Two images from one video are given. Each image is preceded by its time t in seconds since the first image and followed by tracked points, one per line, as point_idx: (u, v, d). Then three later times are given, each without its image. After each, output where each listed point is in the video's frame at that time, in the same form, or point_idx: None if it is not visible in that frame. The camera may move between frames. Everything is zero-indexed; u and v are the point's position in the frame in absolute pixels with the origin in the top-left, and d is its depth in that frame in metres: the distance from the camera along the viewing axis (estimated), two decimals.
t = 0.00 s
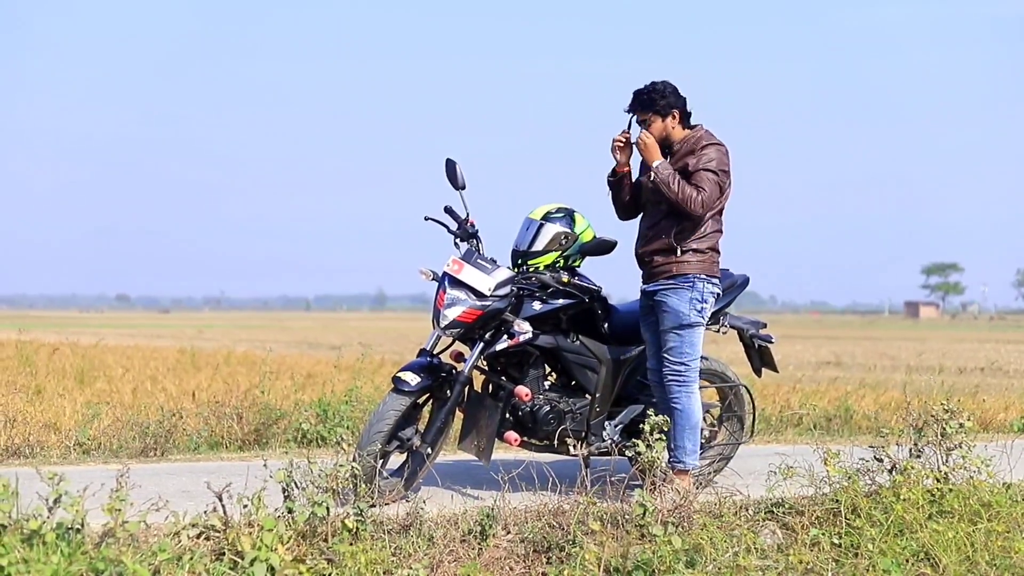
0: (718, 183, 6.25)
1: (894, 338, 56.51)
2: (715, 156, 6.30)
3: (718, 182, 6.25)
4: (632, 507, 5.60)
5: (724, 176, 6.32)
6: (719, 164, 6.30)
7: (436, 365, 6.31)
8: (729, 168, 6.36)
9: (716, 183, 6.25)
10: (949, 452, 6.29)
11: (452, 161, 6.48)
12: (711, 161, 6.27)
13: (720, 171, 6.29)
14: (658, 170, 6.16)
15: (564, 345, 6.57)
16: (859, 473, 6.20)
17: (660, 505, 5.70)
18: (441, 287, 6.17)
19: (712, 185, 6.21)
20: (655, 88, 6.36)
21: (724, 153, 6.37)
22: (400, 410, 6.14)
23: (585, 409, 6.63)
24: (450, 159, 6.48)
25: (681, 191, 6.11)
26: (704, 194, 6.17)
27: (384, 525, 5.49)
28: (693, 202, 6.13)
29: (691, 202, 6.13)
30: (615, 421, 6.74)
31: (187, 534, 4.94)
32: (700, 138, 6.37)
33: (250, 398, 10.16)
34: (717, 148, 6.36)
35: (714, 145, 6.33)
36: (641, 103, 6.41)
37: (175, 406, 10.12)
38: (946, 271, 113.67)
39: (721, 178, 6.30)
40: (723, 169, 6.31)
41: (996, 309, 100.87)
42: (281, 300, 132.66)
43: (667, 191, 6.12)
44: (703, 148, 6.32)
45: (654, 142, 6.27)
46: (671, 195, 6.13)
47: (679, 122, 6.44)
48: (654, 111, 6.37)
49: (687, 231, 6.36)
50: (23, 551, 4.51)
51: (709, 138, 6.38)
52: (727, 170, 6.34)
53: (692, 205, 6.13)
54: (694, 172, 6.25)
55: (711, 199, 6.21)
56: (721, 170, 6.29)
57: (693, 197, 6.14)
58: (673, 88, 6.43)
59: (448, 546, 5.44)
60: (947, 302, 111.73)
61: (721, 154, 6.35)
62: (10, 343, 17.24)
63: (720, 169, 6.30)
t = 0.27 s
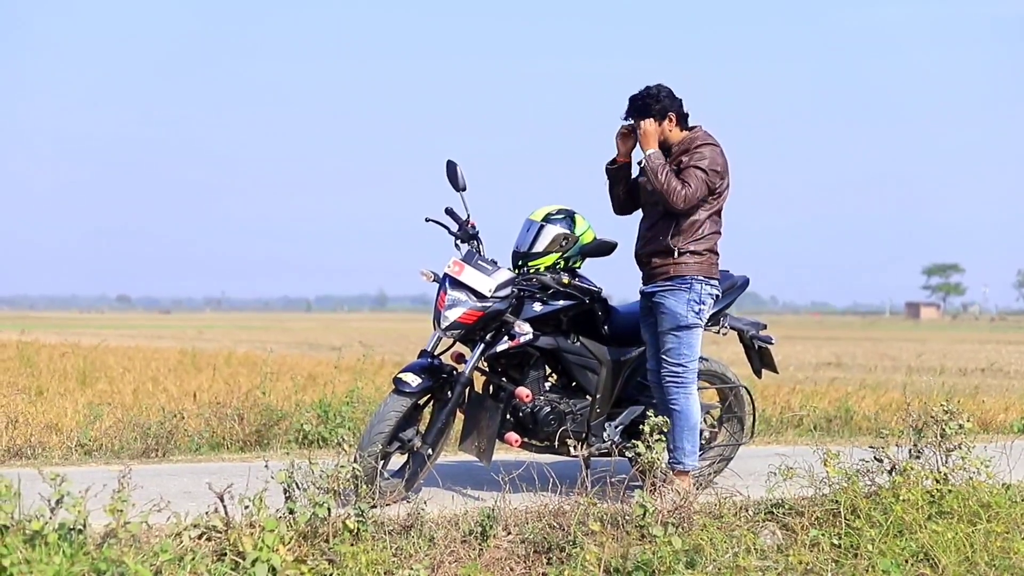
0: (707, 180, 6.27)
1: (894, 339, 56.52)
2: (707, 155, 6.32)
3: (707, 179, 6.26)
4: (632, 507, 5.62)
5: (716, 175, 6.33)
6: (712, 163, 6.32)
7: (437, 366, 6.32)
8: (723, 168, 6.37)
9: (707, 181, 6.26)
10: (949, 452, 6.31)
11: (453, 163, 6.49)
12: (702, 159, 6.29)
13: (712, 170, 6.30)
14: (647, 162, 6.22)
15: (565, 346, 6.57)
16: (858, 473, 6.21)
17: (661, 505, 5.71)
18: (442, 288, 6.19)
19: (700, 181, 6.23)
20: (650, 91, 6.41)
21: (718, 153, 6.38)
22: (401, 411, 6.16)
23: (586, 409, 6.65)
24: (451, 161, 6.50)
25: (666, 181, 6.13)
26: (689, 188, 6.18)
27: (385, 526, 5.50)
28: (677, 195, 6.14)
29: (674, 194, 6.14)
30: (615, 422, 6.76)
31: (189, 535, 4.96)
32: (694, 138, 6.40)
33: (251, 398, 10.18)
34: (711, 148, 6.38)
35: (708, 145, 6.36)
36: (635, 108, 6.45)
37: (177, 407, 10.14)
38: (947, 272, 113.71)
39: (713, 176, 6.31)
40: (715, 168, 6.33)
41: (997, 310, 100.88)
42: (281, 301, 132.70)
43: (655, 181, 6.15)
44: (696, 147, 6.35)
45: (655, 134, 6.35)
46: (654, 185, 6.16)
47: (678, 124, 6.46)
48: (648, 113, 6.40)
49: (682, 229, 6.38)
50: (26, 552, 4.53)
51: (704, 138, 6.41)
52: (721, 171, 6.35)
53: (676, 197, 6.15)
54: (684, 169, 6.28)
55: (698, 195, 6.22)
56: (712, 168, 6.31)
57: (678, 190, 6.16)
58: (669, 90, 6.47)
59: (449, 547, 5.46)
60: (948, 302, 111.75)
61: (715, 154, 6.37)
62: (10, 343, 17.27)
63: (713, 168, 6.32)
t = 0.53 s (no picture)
0: (707, 183, 6.28)
1: (895, 338, 56.52)
2: (706, 158, 6.33)
3: (707, 183, 6.28)
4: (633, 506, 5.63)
5: (715, 178, 6.35)
6: (711, 166, 6.33)
7: (438, 366, 6.33)
8: (721, 169, 6.38)
9: (706, 184, 6.28)
10: (949, 452, 6.31)
11: (454, 163, 6.50)
12: (701, 163, 6.30)
13: (711, 173, 6.31)
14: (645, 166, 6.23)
15: (565, 346, 6.58)
16: (858, 473, 6.22)
17: (661, 505, 5.72)
18: (442, 288, 6.20)
19: (699, 185, 6.24)
20: (649, 92, 6.42)
21: (716, 155, 6.40)
22: (402, 411, 6.17)
23: (587, 410, 6.66)
24: (451, 162, 6.51)
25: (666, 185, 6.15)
26: (689, 192, 6.20)
27: (386, 526, 5.51)
28: (678, 200, 6.16)
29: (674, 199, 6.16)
30: (615, 422, 6.77)
31: (190, 535, 4.97)
32: (692, 141, 6.41)
33: (252, 399, 10.19)
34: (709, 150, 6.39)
35: (706, 147, 6.36)
36: (633, 109, 6.45)
37: (178, 407, 10.14)
38: (947, 272, 113.71)
39: (712, 179, 6.32)
40: (714, 170, 6.34)
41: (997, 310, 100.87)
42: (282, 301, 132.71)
43: (654, 185, 6.15)
44: (695, 150, 6.36)
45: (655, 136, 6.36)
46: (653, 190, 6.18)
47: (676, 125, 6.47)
48: (646, 114, 6.41)
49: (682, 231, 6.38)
50: (28, 552, 4.54)
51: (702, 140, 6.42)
52: (720, 173, 6.36)
53: (676, 202, 6.17)
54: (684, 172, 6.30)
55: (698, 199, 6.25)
56: (712, 171, 6.32)
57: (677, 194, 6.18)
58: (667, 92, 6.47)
59: (450, 547, 5.47)
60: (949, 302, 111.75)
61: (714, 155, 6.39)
62: (11, 343, 17.27)
63: (711, 171, 6.33)
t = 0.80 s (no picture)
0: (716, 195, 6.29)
1: (895, 338, 56.51)
2: (710, 165, 6.31)
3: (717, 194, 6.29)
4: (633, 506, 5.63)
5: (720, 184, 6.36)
6: (716, 173, 6.32)
7: (438, 366, 6.33)
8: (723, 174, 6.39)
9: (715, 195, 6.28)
10: (949, 453, 6.31)
11: (455, 163, 6.50)
12: (708, 173, 6.28)
13: (716, 181, 6.31)
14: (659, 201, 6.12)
15: (566, 346, 6.58)
16: (859, 473, 6.23)
17: (662, 506, 5.72)
18: (443, 288, 6.21)
19: (714, 201, 6.24)
20: (645, 94, 6.38)
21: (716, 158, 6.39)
22: (402, 411, 6.17)
23: (587, 410, 6.66)
24: (452, 162, 6.51)
25: (687, 216, 6.13)
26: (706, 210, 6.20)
27: (386, 526, 5.51)
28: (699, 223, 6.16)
29: (695, 223, 6.15)
30: (616, 422, 6.78)
31: (191, 535, 4.98)
32: (692, 145, 6.38)
33: (252, 399, 10.20)
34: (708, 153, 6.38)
35: (707, 151, 6.35)
36: (630, 111, 6.41)
37: (178, 407, 10.15)
38: (948, 272, 113.69)
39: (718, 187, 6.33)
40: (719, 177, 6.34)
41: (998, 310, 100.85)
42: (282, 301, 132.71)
43: (677, 221, 6.13)
44: (695, 155, 6.33)
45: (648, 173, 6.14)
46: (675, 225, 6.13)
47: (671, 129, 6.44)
48: (642, 117, 6.38)
49: (695, 246, 6.38)
50: (29, 551, 4.54)
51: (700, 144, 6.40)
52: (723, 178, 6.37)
53: (697, 226, 6.15)
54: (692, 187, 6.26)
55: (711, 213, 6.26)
56: (718, 179, 6.32)
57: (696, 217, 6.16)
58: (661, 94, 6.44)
59: (451, 547, 5.48)
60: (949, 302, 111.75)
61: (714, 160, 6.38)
62: (11, 343, 17.27)
63: (716, 180, 6.32)
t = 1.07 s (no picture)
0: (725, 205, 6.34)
1: (895, 339, 56.50)
2: (713, 176, 6.31)
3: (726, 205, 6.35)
4: (634, 507, 5.64)
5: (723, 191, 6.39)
6: (719, 183, 6.33)
7: (439, 367, 6.33)
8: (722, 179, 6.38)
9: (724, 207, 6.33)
10: (950, 453, 6.31)
11: (456, 164, 6.50)
12: (715, 187, 6.30)
13: (721, 191, 6.33)
14: (679, 258, 6.23)
15: (567, 347, 6.57)
16: (860, 474, 6.23)
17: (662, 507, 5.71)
18: (444, 289, 6.20)
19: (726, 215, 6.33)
20: (638, 108, 6.18)
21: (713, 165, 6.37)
22: (403, 412, 6.17)
23: (588, 410, 6.66)
24: (453, 163, 6.50)
25: (709, 248, 6.26)
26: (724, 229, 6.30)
27: (387, 526, 5.51)
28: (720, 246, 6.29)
29: (717, 249, 6.28)
30: (617, 423, 6.77)
31: (192, 536, 4.98)
32: (692, 157, 6.30)
33: (252, 399, 10.20)
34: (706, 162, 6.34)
35: (707, 162, 6.31)
36: (623, 128, 6.20)
37: (179, 408, 10.14)
38: (948, 272, 113.68)
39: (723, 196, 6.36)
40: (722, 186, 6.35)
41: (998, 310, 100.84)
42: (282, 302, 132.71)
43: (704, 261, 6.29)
44: (697, 168, 6.27)
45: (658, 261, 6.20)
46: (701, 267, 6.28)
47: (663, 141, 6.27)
48: (637, 134, 6.17)
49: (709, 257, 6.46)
50: (30, 552, 4.53)
51: (697, 154, 6.33)
52: (724, 185, 6.36)
53: (719, 250, 6.28)
54: (703, 206, 6.30)
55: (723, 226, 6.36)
56: (723, 188, 6.34)
57: (716, 244, 6.28)
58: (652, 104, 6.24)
59: (452, 548, 5.48)
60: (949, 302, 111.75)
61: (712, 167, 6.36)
62: (11, 344, 17.28)
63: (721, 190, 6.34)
